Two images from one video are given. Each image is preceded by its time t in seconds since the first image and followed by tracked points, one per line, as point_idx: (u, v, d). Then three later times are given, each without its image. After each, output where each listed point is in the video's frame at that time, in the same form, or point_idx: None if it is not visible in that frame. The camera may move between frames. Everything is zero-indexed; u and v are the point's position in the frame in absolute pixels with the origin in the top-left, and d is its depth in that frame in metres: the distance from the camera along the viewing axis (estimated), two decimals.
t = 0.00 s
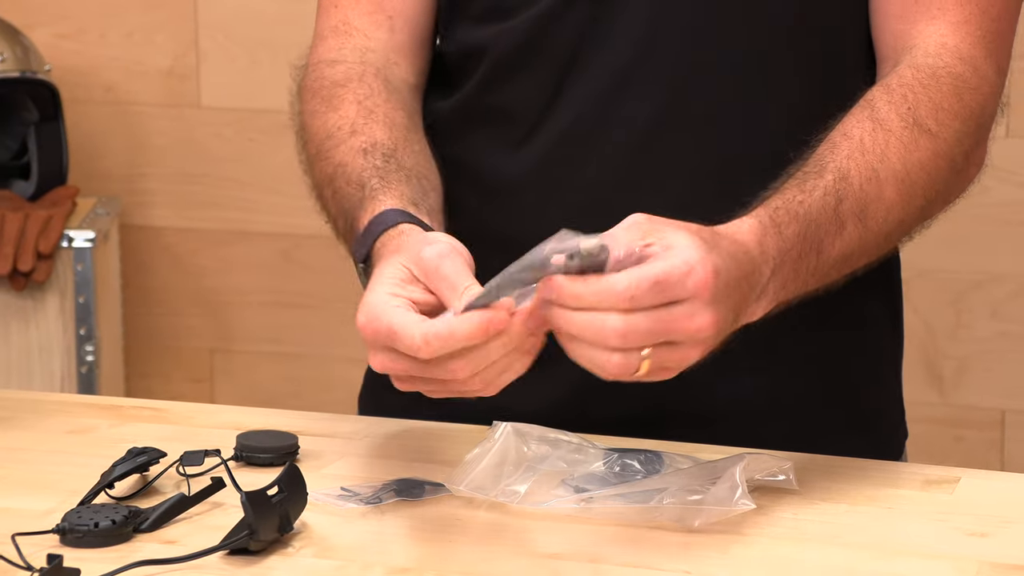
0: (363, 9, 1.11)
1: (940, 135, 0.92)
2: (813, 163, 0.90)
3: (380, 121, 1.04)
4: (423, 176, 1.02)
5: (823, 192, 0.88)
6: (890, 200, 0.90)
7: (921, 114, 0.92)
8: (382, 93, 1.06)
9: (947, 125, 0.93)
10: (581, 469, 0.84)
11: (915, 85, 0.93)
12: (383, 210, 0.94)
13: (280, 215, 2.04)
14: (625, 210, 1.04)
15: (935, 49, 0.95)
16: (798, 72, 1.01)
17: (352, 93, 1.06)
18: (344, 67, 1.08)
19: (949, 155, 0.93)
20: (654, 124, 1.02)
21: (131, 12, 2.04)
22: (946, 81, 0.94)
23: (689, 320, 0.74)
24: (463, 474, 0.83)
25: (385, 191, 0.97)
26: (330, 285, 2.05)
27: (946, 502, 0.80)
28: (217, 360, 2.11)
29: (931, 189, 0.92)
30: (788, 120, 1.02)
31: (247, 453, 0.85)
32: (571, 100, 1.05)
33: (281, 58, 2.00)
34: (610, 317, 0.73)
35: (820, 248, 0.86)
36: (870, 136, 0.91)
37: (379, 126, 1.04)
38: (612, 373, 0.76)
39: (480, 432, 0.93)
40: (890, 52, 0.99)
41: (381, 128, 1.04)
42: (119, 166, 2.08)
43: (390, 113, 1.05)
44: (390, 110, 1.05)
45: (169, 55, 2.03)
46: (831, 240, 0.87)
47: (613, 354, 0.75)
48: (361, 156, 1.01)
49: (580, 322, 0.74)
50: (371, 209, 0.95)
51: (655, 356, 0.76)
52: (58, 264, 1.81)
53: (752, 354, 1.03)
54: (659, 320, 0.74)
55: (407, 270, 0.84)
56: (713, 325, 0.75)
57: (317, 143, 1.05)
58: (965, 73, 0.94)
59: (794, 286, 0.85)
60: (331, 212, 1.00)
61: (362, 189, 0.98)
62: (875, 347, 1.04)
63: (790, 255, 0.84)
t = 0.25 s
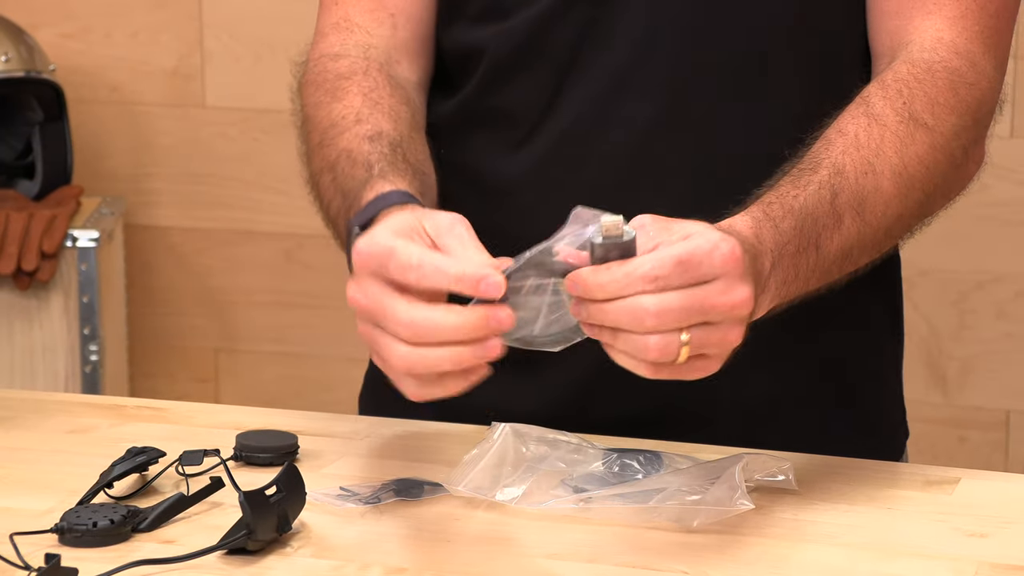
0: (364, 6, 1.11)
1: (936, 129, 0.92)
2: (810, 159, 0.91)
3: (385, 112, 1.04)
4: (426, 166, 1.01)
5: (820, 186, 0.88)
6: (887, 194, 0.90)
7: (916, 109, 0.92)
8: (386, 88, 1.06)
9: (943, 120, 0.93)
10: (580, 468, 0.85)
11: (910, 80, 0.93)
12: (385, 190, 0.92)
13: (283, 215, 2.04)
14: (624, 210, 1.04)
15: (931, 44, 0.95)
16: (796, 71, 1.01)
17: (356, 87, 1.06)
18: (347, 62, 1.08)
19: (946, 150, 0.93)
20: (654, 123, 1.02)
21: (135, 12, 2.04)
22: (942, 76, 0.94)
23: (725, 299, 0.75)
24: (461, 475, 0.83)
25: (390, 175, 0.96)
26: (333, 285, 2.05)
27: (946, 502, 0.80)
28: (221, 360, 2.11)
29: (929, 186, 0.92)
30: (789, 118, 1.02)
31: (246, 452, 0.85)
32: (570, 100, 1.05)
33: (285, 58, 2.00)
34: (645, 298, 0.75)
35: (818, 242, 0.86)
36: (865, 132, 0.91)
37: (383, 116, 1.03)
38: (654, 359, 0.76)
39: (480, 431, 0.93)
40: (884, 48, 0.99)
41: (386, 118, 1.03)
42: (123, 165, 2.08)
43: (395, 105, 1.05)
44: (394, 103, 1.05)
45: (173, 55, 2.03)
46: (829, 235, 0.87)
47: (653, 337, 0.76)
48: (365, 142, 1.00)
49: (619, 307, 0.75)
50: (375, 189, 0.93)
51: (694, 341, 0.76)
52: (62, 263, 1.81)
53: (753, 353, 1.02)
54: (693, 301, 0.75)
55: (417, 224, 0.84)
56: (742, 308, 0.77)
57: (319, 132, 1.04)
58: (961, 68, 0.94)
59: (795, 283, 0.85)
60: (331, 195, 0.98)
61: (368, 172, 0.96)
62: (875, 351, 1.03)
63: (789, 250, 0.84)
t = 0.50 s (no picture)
0: (363, 5, 1.12)
1: (925, 131, 0.92)
2: (798, 164, 0.91)
3: (386, 107, 1.04)
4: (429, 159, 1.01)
5: (804, 185, 0.88)
6: (874, 193, 0.89)
7: (906, 110, 0.92)
8: (386, 84, 1.06)
9: (933, 120, 0.92)
10: (580, 469, 0.85)
11: (899, 83, 0.93)
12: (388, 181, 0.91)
13: (287, 215, 2.05)
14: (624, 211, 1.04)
15: (925, 45, 0.94)
16: (792, 71, 1.01)
17: (357, 83, 1.06)
18: (347, 60, 1.08)
19: (937, 150, 0.92)
20: (654, 124, 1.02)
21: (140, 12, 2.04)
22: (930, 79, 0.93)
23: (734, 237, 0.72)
24: (459, 475, 0.83)
25: (394, 166, 0.95)
26: (336, 285, 2.05)
27: (945, 503, 0.80)
28: (226, 359, 2.11)
29: (920, 186, 0.92)
30: (789, 119, 1.02)
31: (246, 452, 0.85)
32: (568, 102, 1.05)
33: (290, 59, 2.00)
34: (664, 246, 0.70)
35: (807, 238, 0.85)
36: (851, 135, 0.91)
37: (385, 111, 1.03)
38: (693, 307, 0.72)
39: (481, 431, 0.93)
40: (878, 53, 0.99)
41: (388, 113, 1.03)
42: (127, 165, 2.08)
43: (396, 102, 1.05)
44: (394, 98, 1.05)
45: (177, 55, 2.04)
46: (818, 232, 0.86)
47: (685, 282, 0.71)
48: (368, 136, 1.00)
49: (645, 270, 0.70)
50: (380, 179, 0.92)
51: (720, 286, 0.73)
52: (66, 263, 1.82)
53: (749, 355, 1.03)
54: (711, 241, 0.71)
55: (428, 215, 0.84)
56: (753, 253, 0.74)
57: (320, 129, 1.04)
58: (953, 69, 0.93)
59: (790, 276, 0.83)
60: (331, 187, 0.98)
61: (372, 164, 0.96)
62: (874, 352, 1.03)
63: (776, 244, 0.82)
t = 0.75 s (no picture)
0: (364, 4, 1.12)
1: (934, 109, 0.92)
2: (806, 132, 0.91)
3: (387, 109, 1.03)
4: (429, 161, 1.01)
5: (808, 151, 0.88)
6: (880, 164, 0.89)
7: (918, 90, 0.92)
8: (386, 86, 1.06)
9: (943, 101, 0.92)
10: (578, 469, 0.84)
11: (913, 64, 0.93)
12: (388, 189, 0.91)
13: (290, 215, 2.05)
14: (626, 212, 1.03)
15: (938, 31, 0.95)
16: (792, 71, 1.01)
17: (357, 85, 1.06)
18: (348, 60, 1.08)
19: (945, 132, 0.92)
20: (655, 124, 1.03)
21: (143, 12, 2.04)
22: (944, 62, 0.93)
23: (717, 156, 0.73)
24: (458, 476, 0.83)
25: (393, 173, 0.95)
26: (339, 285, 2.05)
27: (944, 504, 0.80)
28: (231, 359, 2.12)
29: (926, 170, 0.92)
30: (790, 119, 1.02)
31: (245, 452, 0.85)
32: (571, 100, 1.05)
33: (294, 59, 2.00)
34: (641, 153, 0.71)
35: (809, 196, 0.85)
36: (861, 108, 0.91)
37: (386, 114, 1.03)
38: (667, 213, 0.71)
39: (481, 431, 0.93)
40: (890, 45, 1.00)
41: (388, 116, 1.03)
42: (131, 165, 2.09)
43: (397, 103, 1.05)
44: (394, 101, 1.05)
45: (181, 55, 2.04)
46: (821, 193, 0.86)
47: (661, 187, 0.70)
48: (368, 141, 0.99)
49: (618, 176, 0.70)
50: (378, 189, 0.92)
51: (701, 199, 0.72)
52: (71, 262, 1.82)
53: (752, 348, 1.03)
54: (690, 154, 0.71)
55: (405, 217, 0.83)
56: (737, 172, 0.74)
57: (321, 131, 1.04)
58: (966, 55, 0.94)
59: (789, 230, 0.82)
60: (336, 195, 0.98)
61: (372, 171, 0.96)
62: (875, 347, 1.03)
63: (774, 197, 0.82)
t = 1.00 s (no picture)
0: (369, 2, 1.12)
1: (932, 106, 0.92)
2: (803, 127, 0.91)
3: (387, 107, 1.04)
4: (429, 158, 1.01)
5: (803, 147, 0.88)
6: (876, 160, 0.89)
7: (914, 86, 0.92)
8: (388, 84, 1.06)
9: (940, 97, 0.92)
10: (578, 468, 0.84)
11: (910, 61, 0.93)
12: (386, 185, 0.91)
13: (294, 214, 2.05)
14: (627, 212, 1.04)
15: (936, 28, 0.95)
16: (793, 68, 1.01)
17: (359, 83, 1.06)
18: (350, 58, 1.08)
19: (943, 129, 0.92)
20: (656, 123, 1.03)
21: (148, 11, 2.04)
22: (942, 59, 0.93)
23: (707, 151, 0.73)
24: (455, 475, 0.83)
25: (390, 169, 0.95)
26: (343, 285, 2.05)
27: (944, 505, 0.80)
28: (236, 359, 2.12)
29: (924, 166, 0.92)
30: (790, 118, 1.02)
31: (246, 452, 0.85)
32: (571, 98, 1.05)
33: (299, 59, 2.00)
34: (631, 146, 0.70)
35: (804, 191, 0.85)
36: (857, 105, 0.91)
37: (386, 112, 1.03)
38: (654, 208, 0.71)
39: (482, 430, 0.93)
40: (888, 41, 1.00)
41: (388, 114, 1.03)
42: (136, 165, 2.09)
43: (398, 101, 1.05)
44: (395, 99, 1.05)
45: (186, 55, 2.04)
46: (816, 188, 0.86)
47: (649, 182, 0.70)
48: (366, 138, 1.00)
49: (607, 168, 0.70)
50: (375, 184, 0.92)
51: (689, 194, 0.72)
52: (76, 262, 1.82)
53: (751, 346, 1.03)
54: (681, 149, 0.71)
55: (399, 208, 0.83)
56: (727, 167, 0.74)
57: (323, 129, 1.04)
58: (965, 54, 0.93)
59: (784, 224, 0.82)
60: (336, 193, 0.98)
61: (369, 168, 0.96)
62: (875, 346, 1.03)
63: (768, 192, 0.82)
